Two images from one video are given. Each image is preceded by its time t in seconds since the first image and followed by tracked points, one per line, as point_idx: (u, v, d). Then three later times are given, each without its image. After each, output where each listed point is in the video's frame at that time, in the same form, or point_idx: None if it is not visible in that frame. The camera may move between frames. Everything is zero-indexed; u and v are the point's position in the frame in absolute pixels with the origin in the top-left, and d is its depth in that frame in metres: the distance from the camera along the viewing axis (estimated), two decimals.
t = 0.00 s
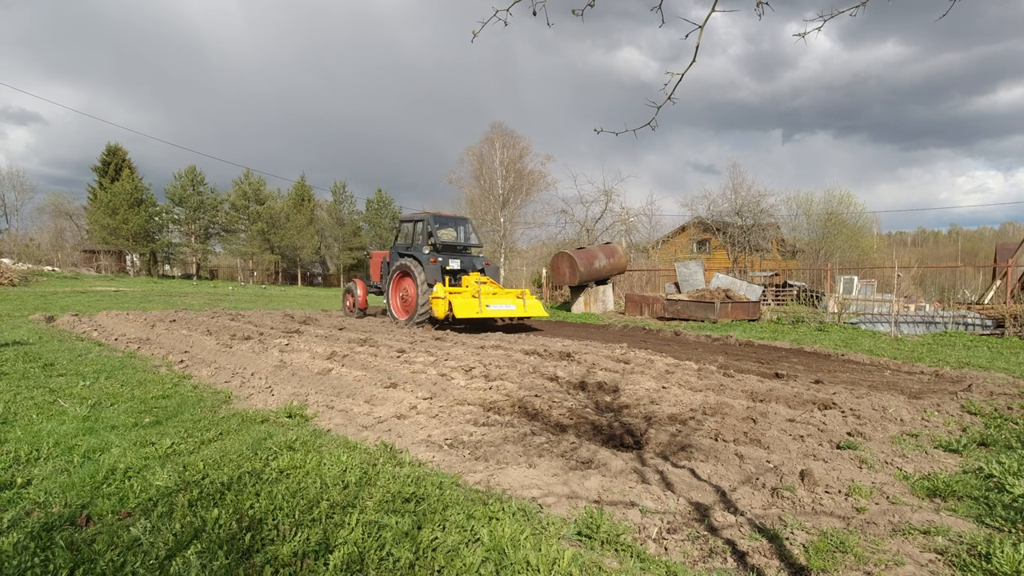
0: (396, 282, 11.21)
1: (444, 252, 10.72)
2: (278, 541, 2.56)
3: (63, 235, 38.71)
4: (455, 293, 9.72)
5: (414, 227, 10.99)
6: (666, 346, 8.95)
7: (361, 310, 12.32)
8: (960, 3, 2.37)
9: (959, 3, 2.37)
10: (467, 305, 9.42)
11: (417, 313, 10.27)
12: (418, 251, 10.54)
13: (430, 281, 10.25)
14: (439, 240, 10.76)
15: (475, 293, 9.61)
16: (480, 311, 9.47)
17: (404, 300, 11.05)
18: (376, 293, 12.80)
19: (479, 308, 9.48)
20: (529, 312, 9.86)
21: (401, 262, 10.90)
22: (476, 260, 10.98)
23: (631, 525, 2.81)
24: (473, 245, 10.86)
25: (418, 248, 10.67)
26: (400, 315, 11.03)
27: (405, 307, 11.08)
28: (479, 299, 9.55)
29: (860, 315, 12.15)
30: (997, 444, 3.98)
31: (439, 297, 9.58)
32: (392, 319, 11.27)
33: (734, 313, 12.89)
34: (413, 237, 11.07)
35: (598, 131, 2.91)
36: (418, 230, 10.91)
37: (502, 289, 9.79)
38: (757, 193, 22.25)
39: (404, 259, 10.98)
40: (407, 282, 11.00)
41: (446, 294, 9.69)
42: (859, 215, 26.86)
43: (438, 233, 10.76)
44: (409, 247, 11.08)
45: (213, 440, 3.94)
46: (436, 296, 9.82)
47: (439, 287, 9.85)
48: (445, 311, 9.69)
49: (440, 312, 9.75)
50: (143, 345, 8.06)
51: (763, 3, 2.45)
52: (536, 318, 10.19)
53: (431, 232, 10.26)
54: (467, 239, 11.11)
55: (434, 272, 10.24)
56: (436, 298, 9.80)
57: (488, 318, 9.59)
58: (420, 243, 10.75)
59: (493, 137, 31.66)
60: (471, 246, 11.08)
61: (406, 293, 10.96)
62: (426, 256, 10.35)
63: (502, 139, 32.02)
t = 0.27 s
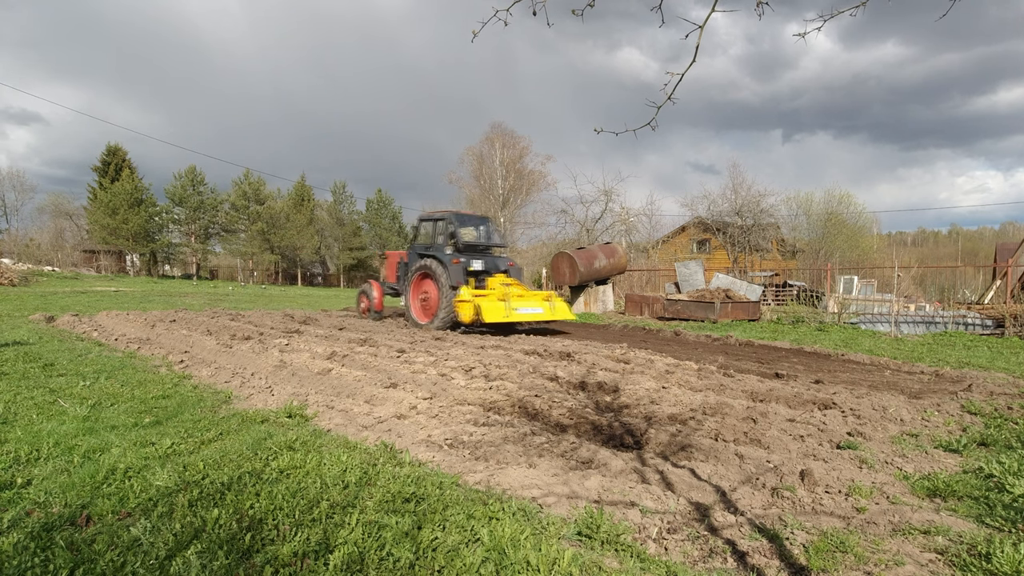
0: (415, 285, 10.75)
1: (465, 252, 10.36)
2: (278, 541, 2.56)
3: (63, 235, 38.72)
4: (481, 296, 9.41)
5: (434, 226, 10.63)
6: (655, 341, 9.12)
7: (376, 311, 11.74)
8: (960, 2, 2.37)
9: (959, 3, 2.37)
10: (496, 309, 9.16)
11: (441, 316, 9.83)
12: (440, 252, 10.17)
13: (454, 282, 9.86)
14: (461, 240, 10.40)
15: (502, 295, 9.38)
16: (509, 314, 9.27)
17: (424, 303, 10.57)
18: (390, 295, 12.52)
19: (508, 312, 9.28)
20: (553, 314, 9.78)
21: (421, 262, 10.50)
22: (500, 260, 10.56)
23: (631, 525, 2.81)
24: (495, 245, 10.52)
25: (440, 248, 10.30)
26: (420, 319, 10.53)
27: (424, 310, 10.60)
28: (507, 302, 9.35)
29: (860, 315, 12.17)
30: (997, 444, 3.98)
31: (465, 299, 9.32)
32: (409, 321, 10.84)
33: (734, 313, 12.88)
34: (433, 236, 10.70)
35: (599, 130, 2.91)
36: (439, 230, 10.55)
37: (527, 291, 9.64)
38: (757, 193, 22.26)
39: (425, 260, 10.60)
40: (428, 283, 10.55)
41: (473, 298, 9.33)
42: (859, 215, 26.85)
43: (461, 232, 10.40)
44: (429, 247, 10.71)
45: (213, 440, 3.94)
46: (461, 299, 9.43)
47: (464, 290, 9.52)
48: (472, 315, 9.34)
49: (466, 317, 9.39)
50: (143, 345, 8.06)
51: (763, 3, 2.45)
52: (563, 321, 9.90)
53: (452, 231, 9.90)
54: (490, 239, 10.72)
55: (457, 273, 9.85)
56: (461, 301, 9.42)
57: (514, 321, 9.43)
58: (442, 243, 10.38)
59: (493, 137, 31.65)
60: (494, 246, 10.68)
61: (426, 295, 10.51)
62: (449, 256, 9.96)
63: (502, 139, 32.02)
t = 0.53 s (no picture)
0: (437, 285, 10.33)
1: (489, 252, 10.05)
2: (278, 541, 2.56)
3: (63, 235, 38.72)
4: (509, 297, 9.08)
5: (457, 225, 10.31)
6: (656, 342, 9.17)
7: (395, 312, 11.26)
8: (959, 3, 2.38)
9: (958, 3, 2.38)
10: (526, 310, 8.81)
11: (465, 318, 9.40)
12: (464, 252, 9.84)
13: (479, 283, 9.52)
14: (484, 239, 10.10)
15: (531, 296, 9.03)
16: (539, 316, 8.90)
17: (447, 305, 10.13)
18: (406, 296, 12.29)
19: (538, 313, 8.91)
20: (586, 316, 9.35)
21: (444, 262, 10.16)
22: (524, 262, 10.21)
23: (631, 525, 2.81)
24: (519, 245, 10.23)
25: (464, 247, 9.98)
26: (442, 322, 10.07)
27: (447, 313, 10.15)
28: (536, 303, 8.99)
29: (860, 315, 12.17)
30: (997, 444, 3.98)
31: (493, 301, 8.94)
32: (430, 324, 10.44)
33: (734, 313, 12.89)
34: (455, 236, 10.39)
35: (599, 130, 2.93)
36: (462, 229, 10.24)
37: (557, 293, 9.28)
38: (757, 193, 22.27)
39: (447, 260, 10.27)
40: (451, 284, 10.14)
41: (502, 298, 9.02)
42: (859, 215, 26.85)
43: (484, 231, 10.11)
44: (452, 246, 10.39)
45: (213, 440, 3.94)
46: (489, 301, 9.12)
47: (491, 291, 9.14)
48: (500, 317, 9.00)
49: (494, 319, 9.05)
50: (143, 345, 8.06)
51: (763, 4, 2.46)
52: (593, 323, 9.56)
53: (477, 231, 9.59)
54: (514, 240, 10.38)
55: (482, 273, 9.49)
56: (489, 303, 9.11)
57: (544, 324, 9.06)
58: (465, 242, 10.06)
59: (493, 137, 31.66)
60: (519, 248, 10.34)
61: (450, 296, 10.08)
62: (473, 256, 9.64)
63: (502, 139, 32.04)
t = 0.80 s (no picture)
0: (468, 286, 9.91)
1: (523, 251, 9.64)
2: (278, 541, 2.56)
3: (63, 235, 38.72)
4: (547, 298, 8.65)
5: (488, 222, 9.88)
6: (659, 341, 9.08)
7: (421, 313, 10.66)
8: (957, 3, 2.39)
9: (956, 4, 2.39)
10: (566, 311, 8.34)
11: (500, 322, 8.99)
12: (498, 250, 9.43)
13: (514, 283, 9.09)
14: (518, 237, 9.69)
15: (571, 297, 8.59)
16: (579, 318, 8.44)
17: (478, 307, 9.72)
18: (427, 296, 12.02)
19: (578, 315, 8.45)
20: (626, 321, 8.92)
21: (475, 261, 9.73)
22: (559, 261, 9.80)
23: (631, 524, 2.81)
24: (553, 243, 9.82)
25: (497, 245, 9.55)
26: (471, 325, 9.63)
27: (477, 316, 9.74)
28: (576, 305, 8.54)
29: (860, 315, 12.19)
30: (997, 444, 3.98)
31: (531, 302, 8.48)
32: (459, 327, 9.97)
33: (734, 313, 12.89)
34: (487, 233, 9.96)
35: (599, 131, 2.94)
36: (494, 226, 9.81)
37: (596, 295, 8.85)
38: (756, 194, 22.23)
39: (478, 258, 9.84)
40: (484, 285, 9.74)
41: (540, 299, 8.58)
42: (859, 215, 26.84)
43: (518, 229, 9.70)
44: (483, 245, 9.96)
45: (213, 440, 3.94)
46: (526, 302, 8.67)
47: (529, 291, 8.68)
48: (539, 318, 8.52)
49: (532, 320, 8.57)
50: (143, 345, 8.06)
51: (763, 4, 2.49)
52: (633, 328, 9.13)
53: (511, 228, 9.19)
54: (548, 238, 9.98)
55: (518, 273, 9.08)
56: (526, 304, 8.66)
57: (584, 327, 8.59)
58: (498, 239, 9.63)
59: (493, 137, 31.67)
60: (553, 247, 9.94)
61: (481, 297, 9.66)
62: (508, 254, 9.22)
63: (502, 139, 32.07)
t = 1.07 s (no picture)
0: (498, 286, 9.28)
1: (557, 249, 9.01)
2: (278, 541, 2.56)
3: (63, 235, 38.74)
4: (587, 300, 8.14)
5: (519, 219, 9.23)
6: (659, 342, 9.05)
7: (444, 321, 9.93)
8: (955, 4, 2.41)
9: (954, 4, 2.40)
10: (608, 313, 7.83)
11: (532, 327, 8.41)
12: (530, 249, 8.80)
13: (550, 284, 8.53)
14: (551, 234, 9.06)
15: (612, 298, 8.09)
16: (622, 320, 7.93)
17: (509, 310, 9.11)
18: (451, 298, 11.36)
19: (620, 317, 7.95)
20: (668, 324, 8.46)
21: (506, 260, 9.11)
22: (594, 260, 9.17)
23: (631, 524, 2.81)
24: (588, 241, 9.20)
25: (530, 243, 8.93)
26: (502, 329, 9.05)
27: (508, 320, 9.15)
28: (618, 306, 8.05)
29: (860, 315, 12.20)
30: (997, 444, 3.98)
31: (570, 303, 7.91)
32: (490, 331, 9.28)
33: (734, 313, 12.89)
34: (517, 230, 9.31)
35: (598, 131, 2.96)
36: (525, 223, 9.17)
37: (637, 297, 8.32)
38: (756, 194, 22.26)
39: (509, 257, 9.21)
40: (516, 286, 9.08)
41: (580, 301, 8.07)
42: (859, 215, 26.83)
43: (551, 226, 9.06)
44: (513, 243, 9.32)
45: (213, 440, 3.94)
46: (565, 304, 8.16)
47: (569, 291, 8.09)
48: (580, 322, 8.00)
49: (572, 324, 8.05)
50: (143, 345, 8.06)
51: (761, 5, 2.50)
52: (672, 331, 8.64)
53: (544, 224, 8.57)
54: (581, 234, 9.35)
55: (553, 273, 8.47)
56: (565, 306, 8.14)
57: (625, 329, 8.08)
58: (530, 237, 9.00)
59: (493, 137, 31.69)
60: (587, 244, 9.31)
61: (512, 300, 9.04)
62: (542, 253, 8.61)
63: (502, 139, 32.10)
